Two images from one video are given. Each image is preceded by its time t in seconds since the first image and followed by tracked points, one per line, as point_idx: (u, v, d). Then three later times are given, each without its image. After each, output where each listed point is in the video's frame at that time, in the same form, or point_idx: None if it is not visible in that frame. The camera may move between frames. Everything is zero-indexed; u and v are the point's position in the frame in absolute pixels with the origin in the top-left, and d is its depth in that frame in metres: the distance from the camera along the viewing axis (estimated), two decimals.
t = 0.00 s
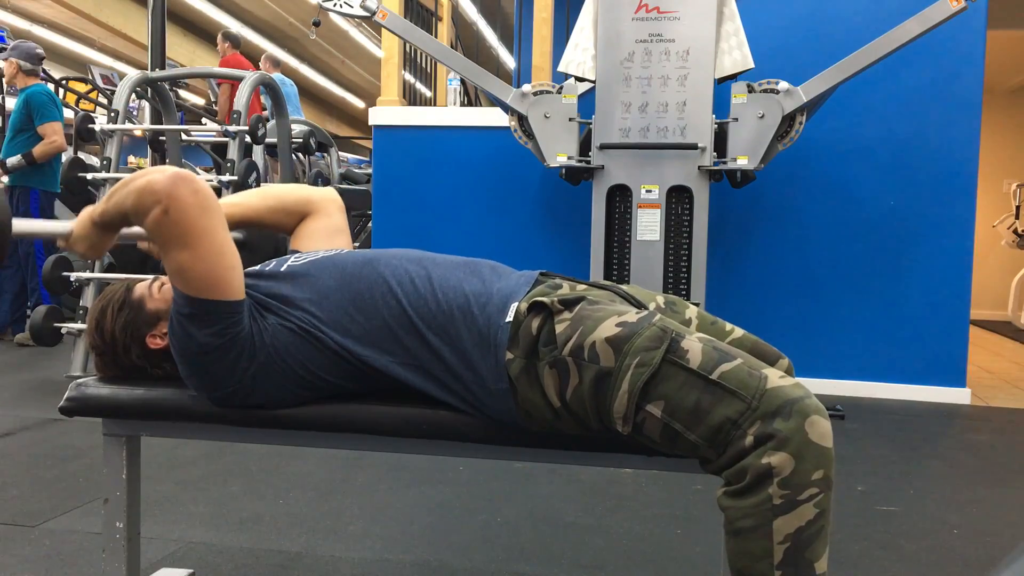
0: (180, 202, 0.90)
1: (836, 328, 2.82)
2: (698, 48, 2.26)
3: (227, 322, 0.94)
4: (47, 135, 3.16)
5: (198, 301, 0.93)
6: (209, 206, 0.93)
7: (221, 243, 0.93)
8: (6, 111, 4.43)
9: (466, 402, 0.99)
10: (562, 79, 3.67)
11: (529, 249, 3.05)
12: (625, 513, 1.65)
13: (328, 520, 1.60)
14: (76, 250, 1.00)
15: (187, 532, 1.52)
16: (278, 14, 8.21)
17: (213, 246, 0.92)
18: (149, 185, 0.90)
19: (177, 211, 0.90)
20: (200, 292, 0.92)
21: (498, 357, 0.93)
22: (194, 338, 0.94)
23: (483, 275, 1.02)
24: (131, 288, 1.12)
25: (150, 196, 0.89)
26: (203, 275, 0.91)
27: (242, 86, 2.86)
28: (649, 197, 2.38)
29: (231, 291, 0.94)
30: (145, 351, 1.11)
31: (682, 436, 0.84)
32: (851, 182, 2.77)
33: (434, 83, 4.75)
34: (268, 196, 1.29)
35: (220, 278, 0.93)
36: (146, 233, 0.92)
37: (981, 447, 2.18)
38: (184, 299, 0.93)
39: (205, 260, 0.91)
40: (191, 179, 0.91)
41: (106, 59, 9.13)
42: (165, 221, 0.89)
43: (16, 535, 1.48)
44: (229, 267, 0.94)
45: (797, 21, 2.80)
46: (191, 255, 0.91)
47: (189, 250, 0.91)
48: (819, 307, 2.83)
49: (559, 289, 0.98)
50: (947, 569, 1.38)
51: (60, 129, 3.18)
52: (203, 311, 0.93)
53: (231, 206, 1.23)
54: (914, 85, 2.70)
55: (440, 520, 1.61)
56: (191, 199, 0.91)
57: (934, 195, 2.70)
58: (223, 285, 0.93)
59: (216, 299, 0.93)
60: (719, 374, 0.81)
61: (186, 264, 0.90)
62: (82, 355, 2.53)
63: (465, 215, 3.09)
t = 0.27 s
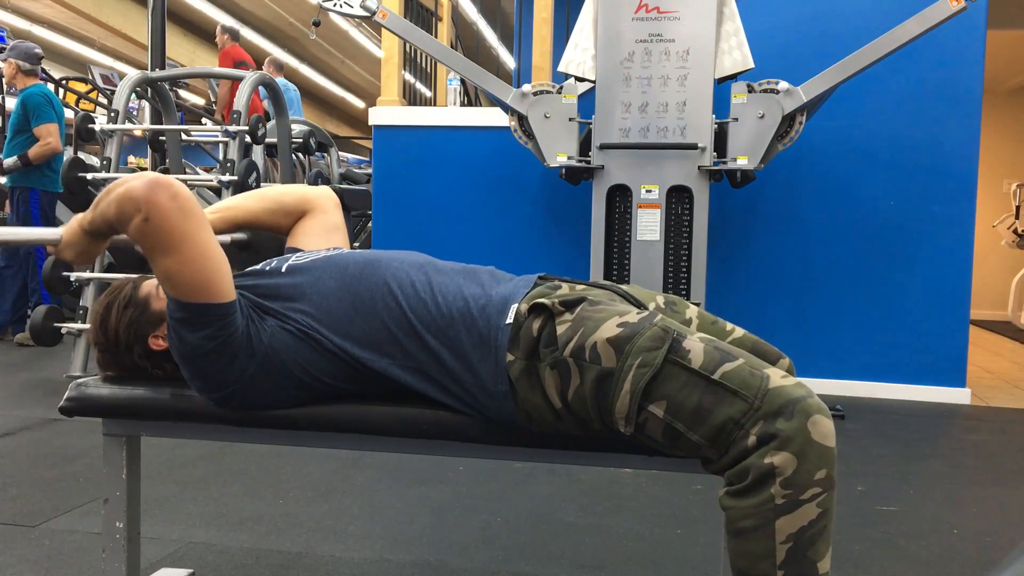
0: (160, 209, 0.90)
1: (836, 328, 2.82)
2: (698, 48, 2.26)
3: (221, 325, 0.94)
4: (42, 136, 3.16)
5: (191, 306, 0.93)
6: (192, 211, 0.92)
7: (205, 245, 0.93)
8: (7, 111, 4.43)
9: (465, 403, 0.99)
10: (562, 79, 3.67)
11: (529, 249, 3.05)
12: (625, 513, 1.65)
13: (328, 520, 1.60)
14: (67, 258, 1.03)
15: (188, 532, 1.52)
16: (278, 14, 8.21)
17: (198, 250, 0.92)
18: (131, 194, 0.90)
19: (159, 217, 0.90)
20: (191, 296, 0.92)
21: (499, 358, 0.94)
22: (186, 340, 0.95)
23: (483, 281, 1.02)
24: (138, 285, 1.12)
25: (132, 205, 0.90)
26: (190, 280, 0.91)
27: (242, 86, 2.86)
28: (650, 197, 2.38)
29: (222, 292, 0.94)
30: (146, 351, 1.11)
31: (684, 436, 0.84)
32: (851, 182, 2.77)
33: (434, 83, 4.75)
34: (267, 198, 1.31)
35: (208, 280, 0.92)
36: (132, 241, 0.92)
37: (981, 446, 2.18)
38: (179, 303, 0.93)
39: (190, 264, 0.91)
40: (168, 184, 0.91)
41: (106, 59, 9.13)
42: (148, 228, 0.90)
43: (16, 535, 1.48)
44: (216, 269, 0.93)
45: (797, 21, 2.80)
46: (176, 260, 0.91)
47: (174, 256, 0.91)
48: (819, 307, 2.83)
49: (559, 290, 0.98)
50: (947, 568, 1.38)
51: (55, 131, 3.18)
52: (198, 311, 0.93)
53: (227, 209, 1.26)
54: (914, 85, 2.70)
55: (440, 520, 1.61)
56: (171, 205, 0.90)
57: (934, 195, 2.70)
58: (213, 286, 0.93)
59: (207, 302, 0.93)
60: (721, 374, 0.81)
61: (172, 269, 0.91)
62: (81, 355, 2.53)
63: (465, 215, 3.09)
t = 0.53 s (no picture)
0: (158, 207, 0.89)
1: (836, 328, 2.82)
2: (697, 47, 2.26)
3: (214, 323, 0.94)
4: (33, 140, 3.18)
5: (185, 304, 0.93)
6: (190, 212, 0.91)
7: (200, 248, 0.92)
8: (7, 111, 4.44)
9: (464, 404, 0.99)
10: (562, 79, 3.67)
11: (529, 248, 3.05)
12: (625, 513, 1.65)
13: (328, 520, 1.60)
14: (48, 174, 0.98)
15: (187, 532, 1.52)
16: (279, 14, 8.21)
17: (192, 251, 0.91)
18: (130, 185, 0.90)
19: (156, 215, 0.89)
20: (184, 296, 0.93)
21: (497, 357, 0.94)
22: (181, 340, 0.95)
23: (483, 282, 1.02)
24: (137, 287, 1.12)
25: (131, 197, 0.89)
26: (181, 280, 0.91)
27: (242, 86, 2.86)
28: (649, 196, 2.38)
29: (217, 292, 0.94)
30: (146, 351, 1.11)
31: (681, 434, 0.84)
32: (850, 182, 2.77)
33: (435, 83, 4.75)
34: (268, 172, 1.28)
35: (201, 283, 0.92)
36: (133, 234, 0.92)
37: (981, 446, 2.18)
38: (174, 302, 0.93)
39: (181, 267, 0.91)
40: (168, 184, 0.90)
41: (106, 59, 9.13)
42: (145, 227, 0.90)
43: (16, 535, 1.48)
44: (209, 271, 0.93)
45: (797, 21, 2.80)
46: (170, 261, 0.91)
47: (167, 255, 0.90)
48: (819, 307, 2.83)
49: (557, 290, 0.98)
50: (946, 568, 1.38)
51: (46, 135, 3.18)
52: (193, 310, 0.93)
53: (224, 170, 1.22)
54: (914, 85, 2.70)
55: (440, 520, 1.61)
56: (169, 204, 0.89)
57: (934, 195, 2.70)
58: (207, 288, 0.93)
59: (200, 304, 0.93)
60: (718, 371, 0.81)
61: (166, 270, 0.91)
62: (81, 355, 2.53)
63: (465, 215, 3.09)
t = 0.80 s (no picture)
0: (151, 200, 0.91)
1: (835, 328, 2.82)
2: (698, 48, 2.26)
3: (207, 317, 0.94)
4: (24, 141, 3.15)
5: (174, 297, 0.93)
6: (184, 208, 0.92)
7: (191, 244, 0.92)
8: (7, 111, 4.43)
9: (461, 403, 0.99)
10: (562, 79, 3.67)
11: (528, 248, 3.05)
12: (625, 513, 1.65)
13: (328, 520, 1.60)
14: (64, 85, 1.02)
15: (187, 532, 1.52)
16: (279, 15, 8.21)
17: (182, 246, 0.92)
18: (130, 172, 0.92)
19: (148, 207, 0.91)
20: (170, 292, 0.93)
21: (495, 356, 0.94)
22: (176, 333, 0.95)
23: (480, 282, 1.02)
24: (135, 289, 1.12)
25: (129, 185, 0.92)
26: (167, 274, 0.91)
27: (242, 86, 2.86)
28: (649, 197, 2.38)
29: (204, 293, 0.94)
30: (145, 352, 1.11)
31: (678, 435, 0.84)
32: (850, 182, 2.77)
33: (434, 83, 4.75)
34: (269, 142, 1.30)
35: (187, 282, 0.92)
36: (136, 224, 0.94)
37: (981, 446, 2.18)
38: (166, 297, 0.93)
39: (167, 260, 0.91)
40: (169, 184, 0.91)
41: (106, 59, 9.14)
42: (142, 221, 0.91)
43: (16, 535, 1.48)
44: (197, 268, 0.92)
45: (797, 20, 2.80)
46: (160, 257, 0.91)
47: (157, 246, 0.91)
48: (819, 307, 2.83)
49: (555, 288, 0.98)
50: (947, 568, 1.38)
51: (38, 136, 3.16)
52: (186, 306, 0.93)
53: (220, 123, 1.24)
54: (914, 85, 2.70)
55: (440, 520, 1.61)
56: (163, 197, 0.91)
57: (934, 195, 2.70)
58: (191, 288, 0.93)
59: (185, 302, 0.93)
60: (716, 372, 0.81)
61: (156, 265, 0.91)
62: (81, 355, 2.52)
63: (464, 214, 3.09)
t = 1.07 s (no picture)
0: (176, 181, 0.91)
1: (836, 328, 2.82)
2: (698, 47, 2.26)
3: (216, 316, 0.94)
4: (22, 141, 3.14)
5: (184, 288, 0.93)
6: (206, 193, 0.93)
7: (210, 229, 0.93)
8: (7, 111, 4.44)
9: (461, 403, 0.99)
10: (562, 79, 3.67)
11: (529, 248, 3.05)
12: (625, 514, 1.65)
13: (328, 520, 1.60)
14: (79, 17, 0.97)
15: (187, 532, 1.52)
16: (279, 15, 8.21)
17: (203, 230, 0.92)
18: (152, 150, 0.91)
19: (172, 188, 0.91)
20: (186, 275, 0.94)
21: (497, 356, 0.94)
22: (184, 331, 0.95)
23: (483, 283, 1.03)
24: (131, 287, 1.12)
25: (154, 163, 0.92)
26: (188, 256, 0.92)
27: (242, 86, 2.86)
28: (649, 197, 2.38)
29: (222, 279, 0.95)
30: (144, 352, 1.11)
31: (681, 434, 0.84)
32: (850, 182, 2.77)
33: (435, 83, 4.75)
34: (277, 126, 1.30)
35: (204, 267, 0.93)
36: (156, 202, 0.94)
37: (981, 446, 2.18)
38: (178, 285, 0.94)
39: (189, 243, 0.92)
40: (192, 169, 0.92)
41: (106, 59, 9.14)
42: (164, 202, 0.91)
43: (16, 535, 1.48)
44: (217, 251, 0.93)
45: (797, 20, 2.80)
46: (180, 240, 0.92)
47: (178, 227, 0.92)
48: (819, 307, 2.83)
49: (558, 288, 0.98)
50: (947, 568, 1.38)
51: (36, 135, 3.16)
52: (197, 303, 0.93)
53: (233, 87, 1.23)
54: (914, 86, 2.70)
55: (440, 520, 1.61)
56: (187, 180, 0.91)
57: (934, 196, 2.70)
58: (205, 273, 0.93)
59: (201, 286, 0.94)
60: (720, 373, 0.81)
61: (174, 247, 0.92)
62: (81, 356, 2.52)
63: (464, 214, 3.09)
